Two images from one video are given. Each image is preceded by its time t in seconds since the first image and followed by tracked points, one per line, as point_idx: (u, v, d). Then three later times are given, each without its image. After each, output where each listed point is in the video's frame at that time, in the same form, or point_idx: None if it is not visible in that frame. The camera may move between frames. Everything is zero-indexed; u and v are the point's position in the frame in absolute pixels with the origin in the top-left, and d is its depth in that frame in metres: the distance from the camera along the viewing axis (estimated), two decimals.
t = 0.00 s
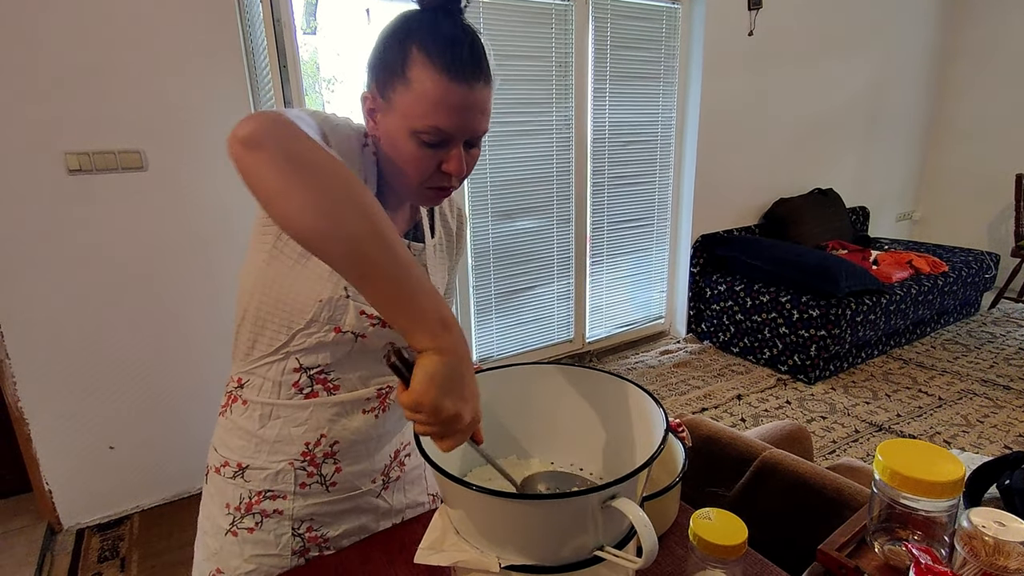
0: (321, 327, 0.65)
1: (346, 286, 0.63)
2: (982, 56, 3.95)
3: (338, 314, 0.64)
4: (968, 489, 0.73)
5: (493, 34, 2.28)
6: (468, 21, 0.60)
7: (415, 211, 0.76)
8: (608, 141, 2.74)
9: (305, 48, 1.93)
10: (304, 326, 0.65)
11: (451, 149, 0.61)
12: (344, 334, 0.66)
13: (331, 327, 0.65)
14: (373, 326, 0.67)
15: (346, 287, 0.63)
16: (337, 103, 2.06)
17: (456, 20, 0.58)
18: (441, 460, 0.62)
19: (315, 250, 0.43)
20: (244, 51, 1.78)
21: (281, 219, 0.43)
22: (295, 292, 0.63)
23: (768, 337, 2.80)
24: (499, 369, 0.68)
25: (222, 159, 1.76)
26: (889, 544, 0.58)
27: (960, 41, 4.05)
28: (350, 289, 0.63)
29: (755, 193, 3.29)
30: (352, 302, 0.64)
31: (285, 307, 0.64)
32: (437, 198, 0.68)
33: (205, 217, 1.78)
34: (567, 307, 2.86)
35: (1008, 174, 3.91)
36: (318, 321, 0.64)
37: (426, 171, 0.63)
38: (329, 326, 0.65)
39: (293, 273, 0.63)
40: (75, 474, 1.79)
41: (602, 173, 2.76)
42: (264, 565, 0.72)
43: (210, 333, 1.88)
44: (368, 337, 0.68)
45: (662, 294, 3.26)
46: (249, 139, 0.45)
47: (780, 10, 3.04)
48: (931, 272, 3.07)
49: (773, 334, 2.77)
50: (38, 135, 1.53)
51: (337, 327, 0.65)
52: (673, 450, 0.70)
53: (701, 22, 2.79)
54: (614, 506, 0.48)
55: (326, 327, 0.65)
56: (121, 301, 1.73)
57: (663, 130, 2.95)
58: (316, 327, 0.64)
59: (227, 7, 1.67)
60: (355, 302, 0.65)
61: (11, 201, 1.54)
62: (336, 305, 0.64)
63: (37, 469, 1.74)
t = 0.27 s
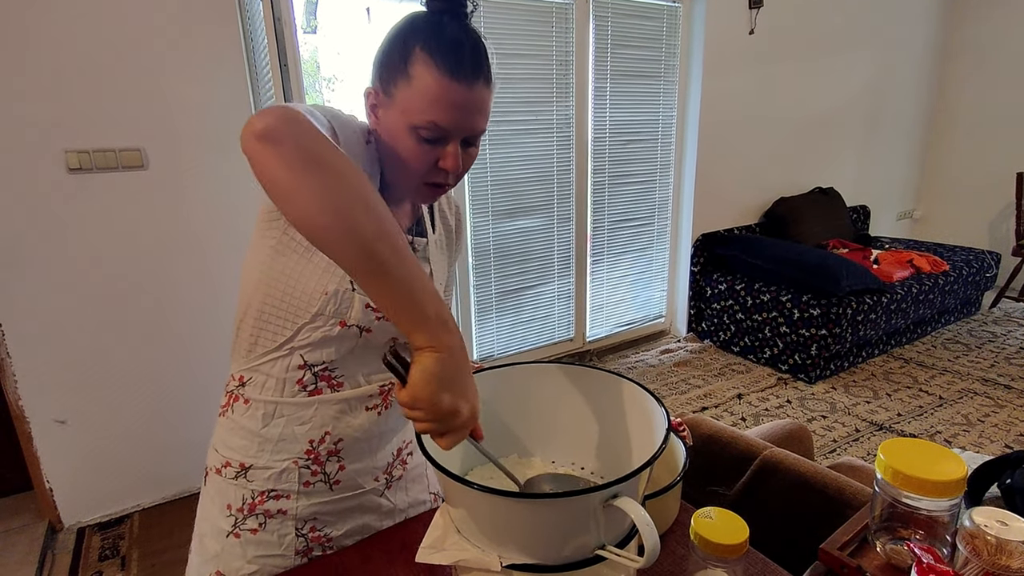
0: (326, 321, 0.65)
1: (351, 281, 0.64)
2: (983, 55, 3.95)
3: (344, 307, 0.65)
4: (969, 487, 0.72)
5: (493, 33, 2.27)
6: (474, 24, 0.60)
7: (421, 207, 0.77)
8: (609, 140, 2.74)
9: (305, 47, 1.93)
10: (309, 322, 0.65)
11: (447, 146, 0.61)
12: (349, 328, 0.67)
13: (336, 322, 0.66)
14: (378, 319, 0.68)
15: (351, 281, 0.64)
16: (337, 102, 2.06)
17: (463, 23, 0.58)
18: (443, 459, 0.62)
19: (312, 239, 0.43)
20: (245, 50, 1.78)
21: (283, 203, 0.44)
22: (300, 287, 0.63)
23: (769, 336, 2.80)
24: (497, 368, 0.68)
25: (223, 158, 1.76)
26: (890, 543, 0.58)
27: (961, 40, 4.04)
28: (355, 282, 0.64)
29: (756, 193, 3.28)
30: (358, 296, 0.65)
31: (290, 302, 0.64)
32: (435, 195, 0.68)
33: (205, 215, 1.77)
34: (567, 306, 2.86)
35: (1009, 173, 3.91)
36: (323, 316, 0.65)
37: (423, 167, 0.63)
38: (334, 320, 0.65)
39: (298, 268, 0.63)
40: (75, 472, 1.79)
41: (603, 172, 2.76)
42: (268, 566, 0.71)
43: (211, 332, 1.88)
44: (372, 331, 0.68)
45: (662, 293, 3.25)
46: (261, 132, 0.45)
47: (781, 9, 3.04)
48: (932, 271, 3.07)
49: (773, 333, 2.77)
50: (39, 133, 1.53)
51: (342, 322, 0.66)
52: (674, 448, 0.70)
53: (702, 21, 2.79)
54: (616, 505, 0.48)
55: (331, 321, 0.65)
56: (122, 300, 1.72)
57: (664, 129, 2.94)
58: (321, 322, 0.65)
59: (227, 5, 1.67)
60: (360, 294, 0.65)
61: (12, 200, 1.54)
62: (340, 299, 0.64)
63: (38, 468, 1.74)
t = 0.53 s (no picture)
0: (323, 316, 0.65)
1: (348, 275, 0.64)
2: (984, 54, 3.94)
3: (341, 302, 0.65)
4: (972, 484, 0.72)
5: (494, 32, 2.27)
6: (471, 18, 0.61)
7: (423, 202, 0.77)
8: (610, 139, 2.74)
9: (306, 46, 1.93)
10: (308, 317, 0.65)
11: (447, 138, 0.61)
12: (347, 323, 0.67)
13: (334, 317, 0.66)
14: (375, 313, 0.68)
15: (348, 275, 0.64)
16: (338, 101, 2.06)
17: (459, 16, 0.60)
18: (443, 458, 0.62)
19: (298, 228, 0.46)
20: (245, 49, 1.78)
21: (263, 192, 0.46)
22: (298, 280, 0.64)
23: (770, 335, 2.80)
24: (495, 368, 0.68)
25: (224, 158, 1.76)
26: (892, 542, 0.58)
27: (963, 39, 4.04)
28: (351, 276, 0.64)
29: (757, 192, 3.28)
30: (354, 290, 0.65)
31: (290, 298, 0.65)
32: (436, 189, 0.68)
33: (206, 214, 1.78)
34: (568, 306, 2.86)
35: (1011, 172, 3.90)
36: (321, 311, 0.65)
37: (424, 160, 0.64)
38: (332, 315, 0.66)
39: (295, 262, 0.64)
40: (77, 471, 1.79)
41: (604, 171, 2.76)
42: (270, 561, 0.71)
43: (213, 332, 1.88)
44: (371, 326, 0.69)
45: (663, 292, 3.25)
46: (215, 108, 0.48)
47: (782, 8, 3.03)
48: (933, 270, 3.06)
49: (774, 332, 2.77)
50: (41, 132, 1.53)
51: (340, 316, 0.66)
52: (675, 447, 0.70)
53: (702, 20, 2.78)
54: (618, 504, 0.48)
55: (329, 316, 0.66)
56: (123, 299, 1.73)
57: (665, 128, 2.94)
58: (319, 317, 0.65)
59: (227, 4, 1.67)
60: (357, 289, 0.66)
61: (13, 200, 1.54)
62: (337, 294, 0.64)
63: (39, 467, 1.75)
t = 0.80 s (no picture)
0: (332, 316, 0.65)
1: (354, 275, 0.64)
2: (985, 54, 3.94)
3: (349, 302, 0.65)
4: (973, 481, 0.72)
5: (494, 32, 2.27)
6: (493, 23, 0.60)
7: (437, 206, 0.76)
8: (610, 139, 2.74)
9: (306, 46, 1.93)
10: (316, 315, 0.65)
11: (468, 144, 0.60)
12: (354, 323, 0.67)
13: (342, 317, 0.66)
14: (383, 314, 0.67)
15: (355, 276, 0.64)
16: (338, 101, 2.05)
17: (483, 22, 0.58)
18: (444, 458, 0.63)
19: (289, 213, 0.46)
20: (245, 49, 1.78)
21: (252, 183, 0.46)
22: (307, 283, 0.64)
23: (770, 335, 2.80)
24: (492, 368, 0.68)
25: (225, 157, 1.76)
26: (894, 541, 0.58)
27: (963, 39, 4.03)
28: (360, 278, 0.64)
29: (757, 191, 3.28)
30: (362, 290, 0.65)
31: (299, 296, 0.64)
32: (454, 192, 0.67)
33: (207, 214, 1.77)
34: (568, 305, 2.86)
35: (1011, 172, 3.90)
36: (329, 310, 0.65)
37: (443, 164, 0.62)
38: (340, 315, 0.66)
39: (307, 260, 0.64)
40: (78, 470, 1.79)
41: (604, 171, 2.76)
42: (271, 556, 0.72)
43: (213, 331, 1.88)
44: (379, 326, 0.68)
45: (663, 292, 3.25)
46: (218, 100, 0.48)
47: (782, 8, 3.03)
48: (934, 269, 3.06)
49: (774, 331, 2.78)
50: (42, 131, 1.53)
51: (348, 317, 0.66)
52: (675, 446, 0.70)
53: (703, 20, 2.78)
54: (619, 503, 0.48)
55: (336, 316, 0.65)
56: (124, 298, 1.73)
57: (665, 127, 2.94)
58: (326, 316, 0.65)
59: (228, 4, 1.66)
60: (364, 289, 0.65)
61: (14, 199, 1.54)
62: (344, 294, 0.64)
63: (40, 466, 1.75)
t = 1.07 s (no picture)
0: (344, 317, 0.65)
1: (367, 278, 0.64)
2: (985, 53, 3.94)
3: (363, 305, 0.65)
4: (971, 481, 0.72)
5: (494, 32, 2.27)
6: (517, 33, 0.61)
7: (452, 210, 0.75)
8: (610, 138, 2.74)
9: (305, 45, 1.93)
10: (327, 316, 0.65)
11: (490, 152, 0.61)
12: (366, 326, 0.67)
13: (354, 319, 0.66)
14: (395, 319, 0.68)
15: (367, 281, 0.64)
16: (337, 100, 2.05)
17: (509, 32, 0.59)
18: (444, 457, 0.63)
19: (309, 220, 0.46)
20: (244, 48, 1.78)
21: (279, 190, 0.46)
22: (315, 284, 0.64)
23: (770, 334, 2.80)
24: (491, 369, 0.68)
25: (224, 156, 1.76)
26: (892, 541, 0.58)
27: (963, 39, 4.03)
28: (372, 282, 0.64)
29: (757, 191, 3.28)
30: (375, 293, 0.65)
31: (311, 296, 0.65)
32: (471, 199, 0.67)
33: (207, 213, 1.77)
34: (568, 305, 2.86)
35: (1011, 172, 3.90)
36: (341, 311, 0.65)
37: (463, 172, 0.63)
38: (352, 317, 0.65)
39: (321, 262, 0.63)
40: (77, 469, 1.79)
41: (604, 171, 2.76)
42: (274, 554, 0.71)
43: (213, 330, 1.88)
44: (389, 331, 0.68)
45: (663, 291, 3.25)
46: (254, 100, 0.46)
47: (783, 7, 3.03)
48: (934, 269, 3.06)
49: (774, 331, 2.78)
50: (42, 131, 1.53)
51: (360, 319, 0.66)
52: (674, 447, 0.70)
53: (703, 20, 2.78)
54: (618, 503, 0.48)
55: (349, 318, 0.65)
56: (124, 297, 1.72)
57: (665, 127, 2.94)
58: (337, 317, 0.65)
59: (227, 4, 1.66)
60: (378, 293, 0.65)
61: (14, 198, 1.54)
62: (358, 297, 0.64)
63: (40, 465, 1.74)
